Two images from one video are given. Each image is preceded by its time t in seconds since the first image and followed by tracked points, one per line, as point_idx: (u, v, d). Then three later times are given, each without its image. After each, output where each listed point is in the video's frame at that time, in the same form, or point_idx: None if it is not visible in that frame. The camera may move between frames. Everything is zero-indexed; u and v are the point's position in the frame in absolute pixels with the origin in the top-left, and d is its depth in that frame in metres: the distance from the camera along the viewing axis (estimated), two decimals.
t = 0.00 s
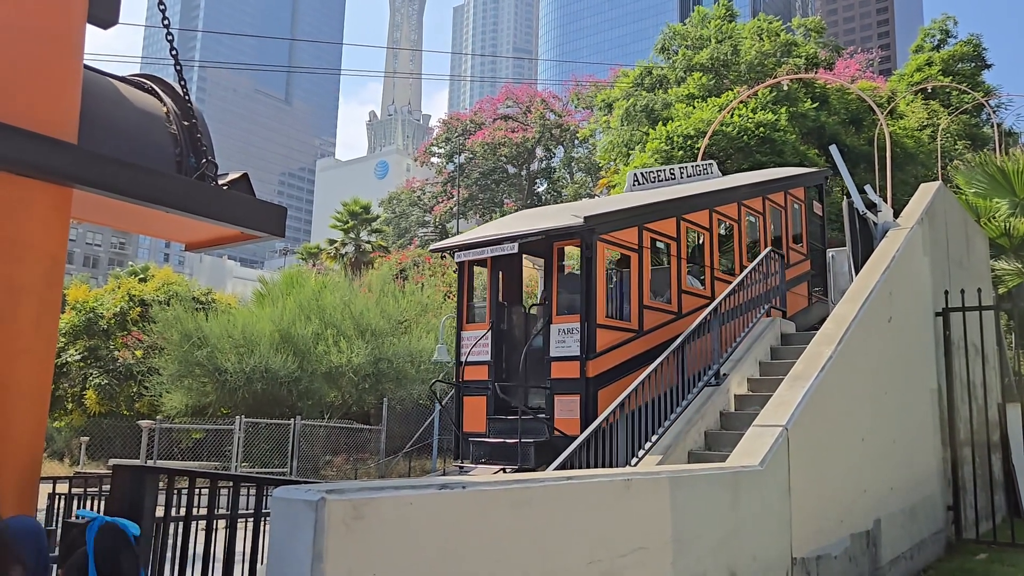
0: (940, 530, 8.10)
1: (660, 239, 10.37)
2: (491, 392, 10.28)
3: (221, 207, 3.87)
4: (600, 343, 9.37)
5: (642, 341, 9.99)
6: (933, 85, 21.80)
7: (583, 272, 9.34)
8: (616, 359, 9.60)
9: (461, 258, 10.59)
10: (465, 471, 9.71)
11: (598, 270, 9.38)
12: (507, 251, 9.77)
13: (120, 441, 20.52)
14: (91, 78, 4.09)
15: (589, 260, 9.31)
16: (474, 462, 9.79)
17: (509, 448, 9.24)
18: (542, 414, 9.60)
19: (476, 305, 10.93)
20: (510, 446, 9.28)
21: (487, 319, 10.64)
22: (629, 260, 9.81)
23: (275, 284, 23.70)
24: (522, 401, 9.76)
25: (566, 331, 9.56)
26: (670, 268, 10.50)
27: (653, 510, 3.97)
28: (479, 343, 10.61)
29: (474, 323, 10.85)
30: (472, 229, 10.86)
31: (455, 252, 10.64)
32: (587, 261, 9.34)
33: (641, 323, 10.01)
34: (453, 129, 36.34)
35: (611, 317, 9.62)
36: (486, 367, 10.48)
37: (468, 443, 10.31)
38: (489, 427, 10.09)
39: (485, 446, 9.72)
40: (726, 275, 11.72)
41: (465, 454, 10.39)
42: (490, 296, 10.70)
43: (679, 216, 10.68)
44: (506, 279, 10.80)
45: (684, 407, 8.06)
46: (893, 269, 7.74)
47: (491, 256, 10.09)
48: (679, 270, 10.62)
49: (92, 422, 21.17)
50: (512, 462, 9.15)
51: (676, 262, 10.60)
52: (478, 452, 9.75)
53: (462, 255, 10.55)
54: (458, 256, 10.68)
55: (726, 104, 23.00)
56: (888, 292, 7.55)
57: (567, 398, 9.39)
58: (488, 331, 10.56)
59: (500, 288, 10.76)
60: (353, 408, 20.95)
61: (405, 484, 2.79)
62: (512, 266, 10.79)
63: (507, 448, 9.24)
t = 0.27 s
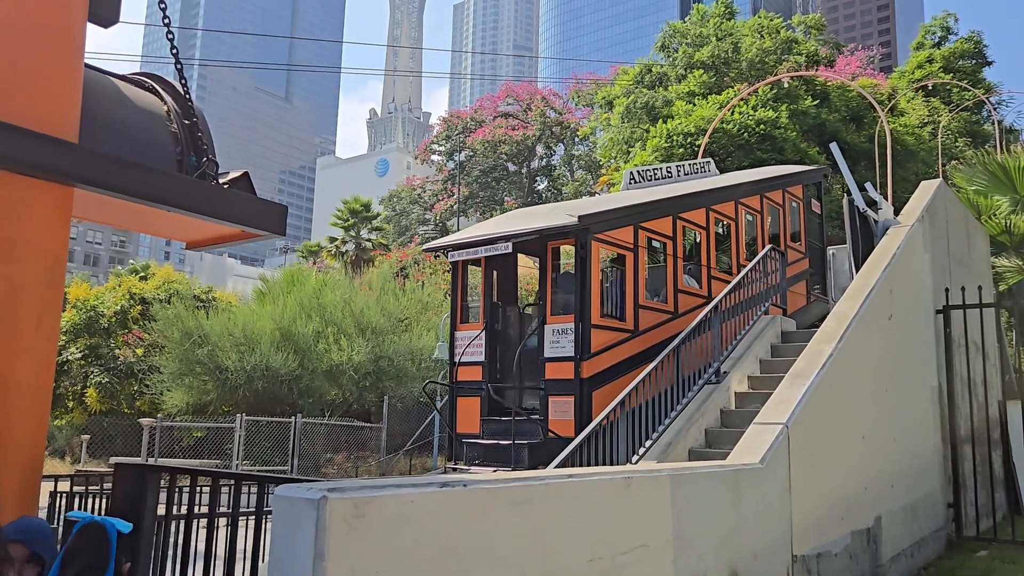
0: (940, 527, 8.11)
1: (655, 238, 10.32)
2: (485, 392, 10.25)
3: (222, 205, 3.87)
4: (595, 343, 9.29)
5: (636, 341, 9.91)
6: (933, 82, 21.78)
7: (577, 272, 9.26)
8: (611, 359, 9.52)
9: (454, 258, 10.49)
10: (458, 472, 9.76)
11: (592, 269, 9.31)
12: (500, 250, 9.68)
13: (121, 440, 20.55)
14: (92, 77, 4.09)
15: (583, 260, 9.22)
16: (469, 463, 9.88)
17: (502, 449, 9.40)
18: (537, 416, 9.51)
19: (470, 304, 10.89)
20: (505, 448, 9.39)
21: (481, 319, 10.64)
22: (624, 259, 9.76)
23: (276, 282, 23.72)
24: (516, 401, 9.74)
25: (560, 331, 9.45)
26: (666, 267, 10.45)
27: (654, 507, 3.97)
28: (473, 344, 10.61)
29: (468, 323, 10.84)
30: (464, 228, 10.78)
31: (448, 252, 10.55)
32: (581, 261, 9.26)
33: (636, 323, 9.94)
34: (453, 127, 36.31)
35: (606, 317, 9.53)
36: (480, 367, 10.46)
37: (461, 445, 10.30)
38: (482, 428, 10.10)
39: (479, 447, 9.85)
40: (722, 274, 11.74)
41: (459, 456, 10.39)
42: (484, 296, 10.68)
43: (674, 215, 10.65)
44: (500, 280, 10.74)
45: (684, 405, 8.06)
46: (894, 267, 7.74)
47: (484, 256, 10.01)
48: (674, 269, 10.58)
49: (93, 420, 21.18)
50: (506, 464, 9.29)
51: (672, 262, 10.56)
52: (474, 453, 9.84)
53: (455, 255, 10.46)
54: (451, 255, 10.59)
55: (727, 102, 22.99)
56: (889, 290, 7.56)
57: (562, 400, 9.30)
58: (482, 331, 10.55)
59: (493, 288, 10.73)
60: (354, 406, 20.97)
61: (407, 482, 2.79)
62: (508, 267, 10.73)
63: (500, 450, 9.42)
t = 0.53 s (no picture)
0: (940, 521, 8.13)
1: (651, 235, 10.28)
2: (479, 391, 10.21)
3: (222, 202, 3.87)
4: (589, 342, 9.26)
5: (631, 339, 9.87)
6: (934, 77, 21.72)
7: (571, 269, 9.24)
8: (606, 358, 9.48)
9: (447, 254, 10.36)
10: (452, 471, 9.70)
11: (586, 267, 9.27)
12: (494, 247, 9.57)
13: (122, 436, 20.53)
14: (92, 73, 4.10)
15: (577, 257, 9.19)
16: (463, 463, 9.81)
17: (496, 449, 9.34)
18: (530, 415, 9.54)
19: (464, 303, 10.91)
20: (497, 448, 9.33)
21: (475, 317, 10.63)
22: (619, 256, 9.73)
23: (276, 278, 23.76)
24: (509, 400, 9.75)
25: (555, 329, 9.47)
26: (661, 264, 10.42)
27: (655, 502, 3.99)
28: (466, 342, 10.58)
29: (462, 321, 10.83)
30: (459, 225, 10.72)
31: (441, 249, 10.45)
32: (575, 258, 9.22)
33: (631, 321, 9.89)
34: (453, 123, 36.27)
35: (601, 315, 9.49)
36: (473, 366, 10.44)
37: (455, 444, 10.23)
38: (476, 428, 10.06)
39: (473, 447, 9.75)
40: (719, 270, 11.74)
41: (452, 455, 10.32)
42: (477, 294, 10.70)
43: (671, 212, 10.59)
44: (495, 278, 10.68)
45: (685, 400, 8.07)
46: (894, 262, 7.73)
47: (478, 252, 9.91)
48: (671, 266, 10.53)
49: (94, 416, 21.19)
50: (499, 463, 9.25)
51: (668, 258, 10.51)
52: (467, 452, 9.75)
53: (448, 252, 10.31)
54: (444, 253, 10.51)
55: (727, 97, 22.96)
56: (889, 285, 7.55)
57: (556, 398, 9.31)
58: (476, 329, 10.53)
59: (488, 286, 10.70)
60: (354, 402, 20.99)
61: (408, 478, 2.80)
62: (504, 264, 10.68)
63: (493, 449, 9.35)
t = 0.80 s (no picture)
0: (941, 514, 8.13)
1: (647, 230, 10.24)
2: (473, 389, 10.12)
3: (223, 197, 3.87)
4: (584, 338, 9.25)
5: (627, 335, 9.85)
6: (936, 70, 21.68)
7: (566, 265, 9.22)
8: (600, 354, 9.47)
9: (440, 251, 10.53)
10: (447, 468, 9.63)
11: (581, 263, 9.25)
12: (487, 243, 9.83)
13: (124, 430, 20.56)
14: (91, 67, 4.09)
15: (572, 253, 9.17)
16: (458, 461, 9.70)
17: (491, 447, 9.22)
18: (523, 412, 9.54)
19: (458, 299, 10.86)
20: (492, 445, 9.22)
21: (469, 313, 10.57)
22: (615, 252, 9.70)
23: (278, 273, 23.81)
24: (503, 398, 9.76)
25: (549, 327, 9.41)
26: (658, 260, 10.38)
27: (656, 496, 3.99)
28: (461, 338, 10.52)
29: (456, 317, 10.77)
30: (455, 222, 10.79)
31: (436, 245, 10.54)
32: (570, 254, 9.21)
33: (627, 318, 9.86)
34: (454, 117, 36.22)
35: (596, 312, 9.47)
36: (468, 363, 10.39)
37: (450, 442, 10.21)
38: (470, 425, 9.94)
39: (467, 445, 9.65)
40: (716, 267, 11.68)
41: (447, 452, 10.35)
42: (472, 290, 10.62)
43: (668, 206, 10.55)
44: (490, 275, 10.64)
45: (686, 395, 8.08)
46: (895, 256, 7.72)
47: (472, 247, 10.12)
48: (667, 262, 10.50)
49: (95, 411, 21.23)
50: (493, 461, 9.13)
51: (665, 254, 10.47)
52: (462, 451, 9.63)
53: (441, 249, 10.50)
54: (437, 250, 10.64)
55: (728, 91, 22.91)
56: (890, 278, 7.54)
57: (550, 396, 9.26)
58: (470, 326, 10.49)
59: (482, 281, 10.67)
60: (355, 397, 21.02)
61: (409, 471, 2.80)
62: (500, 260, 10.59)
63: (488, 447, 9.23)
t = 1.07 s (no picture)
0: (942, 507, 8.14)
1: (643, 225, 10.19)
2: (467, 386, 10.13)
3: (224, 191, 3.87)
4: (579, 335, 9.17)
5: (623, 332, 9.79)
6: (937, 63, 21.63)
7: (561, 261, 9.14)
8: (596, 351, 9.41)
9: (434, 247, 10.43)
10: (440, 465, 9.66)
11: (576, 258, 9.18)
12: (481, 238, 9.68)
13: (127, 424, 20.59)
14: (91, 60, 4.08)
15: (567, 248, 9.10)
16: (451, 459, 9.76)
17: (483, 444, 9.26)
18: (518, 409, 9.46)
19: (452, 295, 10.81)
20: (485, 442, 9.24)
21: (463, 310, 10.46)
22: (612, 248, 9.64)
23: (279, 267, 23.86)
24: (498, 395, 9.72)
25: (543, 323, 9.36)
26: (654, 256, 10.35)
27: (657, 489, 4.00)
28: (455, 335, 10.44)
29: (450, 314, 10.69)
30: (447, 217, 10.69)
31: (429, 241, 10.50)
32: (564, 250, 9.13)
33: (622, 314, 9.81)
34: (455, 111, 36.15)
35: (591, 308, 9.40)
36: (462, 360, 10.32)
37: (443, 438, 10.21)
38: (464, 423, 9.95)
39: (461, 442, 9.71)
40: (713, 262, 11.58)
41: (441, 449, 10.40)
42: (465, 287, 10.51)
43: (664, 202, 10.51)
44: (485, 271, 10.72)
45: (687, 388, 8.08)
46: (897, 250, 7.71)
47: (465, 244, 9.98)
48: (664, 257, 10.47)
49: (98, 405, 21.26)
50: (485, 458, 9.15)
51: (661, 249, 10.45)
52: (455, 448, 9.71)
53: (436, 244, 10.39)
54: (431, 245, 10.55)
55: (730, 84, 22.86)
56: (892, 272, 7.53)
57: (545, 393, 9.19)
58: (463, 322, 10.37)
59: (478, 277, 10.73)
60: (357, 390, 21.05)
61: (410, 465, 2.80)
62: (494, 255, 10.78)
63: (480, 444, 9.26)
